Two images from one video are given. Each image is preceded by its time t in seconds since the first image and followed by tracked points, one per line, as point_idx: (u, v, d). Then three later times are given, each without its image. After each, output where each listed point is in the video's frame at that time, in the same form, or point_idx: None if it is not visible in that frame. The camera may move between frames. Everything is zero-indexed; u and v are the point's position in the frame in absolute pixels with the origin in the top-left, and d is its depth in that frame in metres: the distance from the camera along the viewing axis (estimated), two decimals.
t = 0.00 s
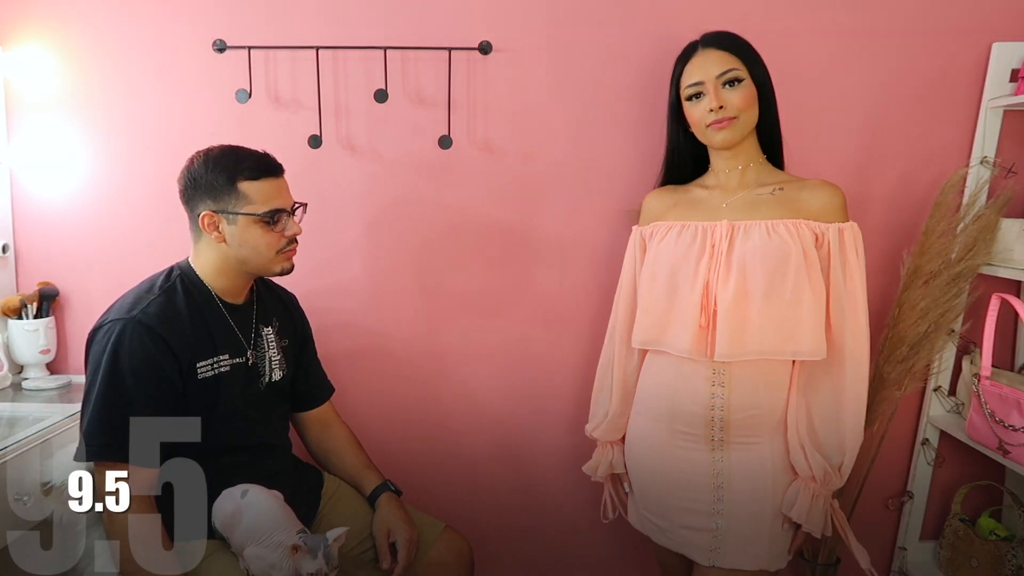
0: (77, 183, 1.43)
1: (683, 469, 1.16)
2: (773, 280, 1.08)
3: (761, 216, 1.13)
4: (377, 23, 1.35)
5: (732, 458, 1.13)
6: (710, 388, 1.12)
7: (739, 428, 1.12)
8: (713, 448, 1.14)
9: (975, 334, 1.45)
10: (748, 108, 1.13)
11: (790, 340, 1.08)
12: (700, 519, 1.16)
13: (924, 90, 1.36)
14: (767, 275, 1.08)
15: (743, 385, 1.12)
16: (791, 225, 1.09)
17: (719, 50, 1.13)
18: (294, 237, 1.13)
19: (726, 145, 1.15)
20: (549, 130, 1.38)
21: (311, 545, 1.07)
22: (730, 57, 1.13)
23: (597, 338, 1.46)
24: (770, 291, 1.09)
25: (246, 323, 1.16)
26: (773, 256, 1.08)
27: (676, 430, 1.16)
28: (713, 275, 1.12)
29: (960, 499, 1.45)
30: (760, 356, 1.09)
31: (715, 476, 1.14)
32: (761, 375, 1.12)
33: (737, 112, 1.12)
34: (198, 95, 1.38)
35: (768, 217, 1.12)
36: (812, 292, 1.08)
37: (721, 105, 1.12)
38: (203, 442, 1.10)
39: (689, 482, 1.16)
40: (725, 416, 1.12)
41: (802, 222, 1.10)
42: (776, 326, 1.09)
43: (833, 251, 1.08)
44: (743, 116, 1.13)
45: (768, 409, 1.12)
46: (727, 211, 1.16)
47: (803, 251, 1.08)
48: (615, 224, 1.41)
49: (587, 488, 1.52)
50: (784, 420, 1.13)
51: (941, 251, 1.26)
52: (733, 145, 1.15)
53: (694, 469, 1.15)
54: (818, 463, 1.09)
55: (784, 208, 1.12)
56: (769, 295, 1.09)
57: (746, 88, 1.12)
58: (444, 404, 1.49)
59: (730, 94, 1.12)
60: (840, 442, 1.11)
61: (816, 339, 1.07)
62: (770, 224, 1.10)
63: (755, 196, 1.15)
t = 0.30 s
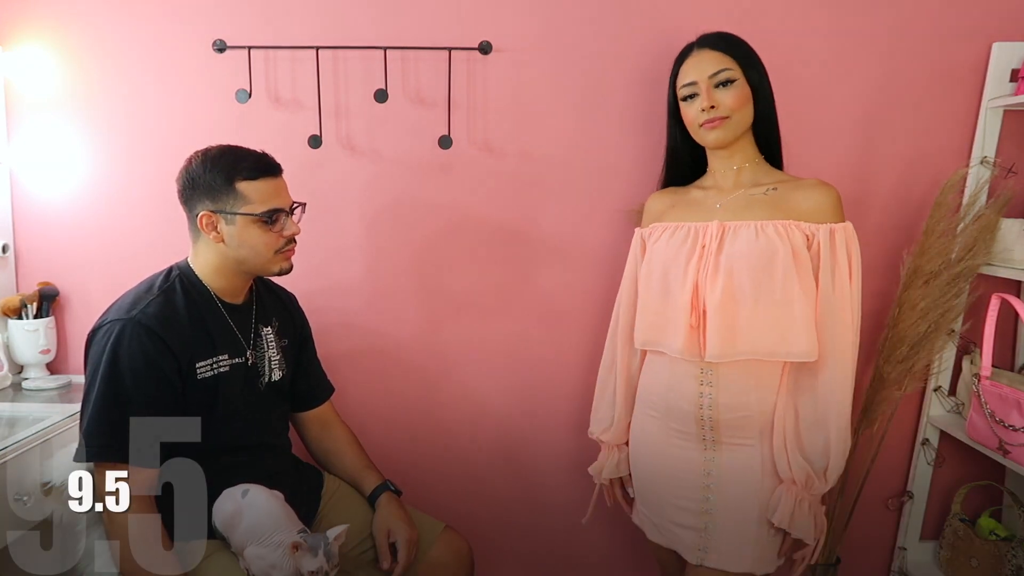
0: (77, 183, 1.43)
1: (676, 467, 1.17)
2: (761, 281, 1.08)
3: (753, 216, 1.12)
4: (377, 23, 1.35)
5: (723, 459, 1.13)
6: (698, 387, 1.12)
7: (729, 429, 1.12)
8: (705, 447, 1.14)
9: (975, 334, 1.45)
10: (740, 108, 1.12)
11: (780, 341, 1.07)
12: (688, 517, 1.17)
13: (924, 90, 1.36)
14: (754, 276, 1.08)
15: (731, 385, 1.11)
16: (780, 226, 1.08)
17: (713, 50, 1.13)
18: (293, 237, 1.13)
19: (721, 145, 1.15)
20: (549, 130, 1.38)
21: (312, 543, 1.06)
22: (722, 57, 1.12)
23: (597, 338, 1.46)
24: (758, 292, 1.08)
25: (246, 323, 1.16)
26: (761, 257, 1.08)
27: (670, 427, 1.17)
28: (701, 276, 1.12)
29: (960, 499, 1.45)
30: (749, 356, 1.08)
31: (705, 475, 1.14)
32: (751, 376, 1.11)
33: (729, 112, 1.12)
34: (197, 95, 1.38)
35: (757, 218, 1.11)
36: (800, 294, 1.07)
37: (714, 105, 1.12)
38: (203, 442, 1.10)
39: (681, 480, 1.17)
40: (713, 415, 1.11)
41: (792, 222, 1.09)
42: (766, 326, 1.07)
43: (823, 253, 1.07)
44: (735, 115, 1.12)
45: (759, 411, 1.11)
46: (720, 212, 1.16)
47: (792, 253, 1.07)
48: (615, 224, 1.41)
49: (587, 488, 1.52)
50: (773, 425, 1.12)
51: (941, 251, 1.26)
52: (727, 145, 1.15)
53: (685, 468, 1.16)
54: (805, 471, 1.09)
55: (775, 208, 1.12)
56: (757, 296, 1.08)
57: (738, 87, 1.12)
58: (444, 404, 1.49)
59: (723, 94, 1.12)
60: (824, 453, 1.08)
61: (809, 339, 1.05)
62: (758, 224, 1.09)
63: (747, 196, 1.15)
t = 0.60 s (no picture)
0: (77, 183, 1.43)
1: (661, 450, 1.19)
2: (687, 270, 1.05)
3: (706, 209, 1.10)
4: (377, 23, 1.35)
5: (687, 447, 1.12)
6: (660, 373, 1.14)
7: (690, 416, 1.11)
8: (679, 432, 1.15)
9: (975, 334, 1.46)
10: (708, 108, 1.07)
11: (697, 331, 1.04)
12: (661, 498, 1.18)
13: (924, 90, 1.36)
14: (681, 265, 1.06)
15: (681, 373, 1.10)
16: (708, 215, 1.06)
17: (706, 43, 1.08)
18: (293, 237, 1.13)
19: (697, 140, 1.13)
20: (549, 130, 1.38)
21: (312, 541, 1.03)
22: (709, 53, 1.06)
23: (596, 338, 1.46)
24: (683, 281, 1.05)
25: (246, 323, 1.16)
26: (690, 247, 1.06)
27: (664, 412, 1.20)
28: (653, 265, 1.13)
29: (960, 499, 1.45)
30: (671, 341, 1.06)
31: (673, 461, 1.13)
32: (688, 365, 1.08)
33: (696, 111, 1.08)
34: (197, 95, 1.38)
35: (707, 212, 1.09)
36: (727, 283, 1.02)
37: (687, 102, 1.10)
38: (204, 442, 1.10)
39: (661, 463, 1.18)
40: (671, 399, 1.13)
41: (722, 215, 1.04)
42: (686, 314, 1.05)
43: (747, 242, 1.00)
44: (704, 115, 1.08)
45: (701, 400, 1.07)
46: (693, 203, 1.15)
47: (713, 243, 1.03)
48: (615, 223, 1.41)
49: (587, 488, 1.52)
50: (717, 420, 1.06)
51: (941, 251, 1.26)
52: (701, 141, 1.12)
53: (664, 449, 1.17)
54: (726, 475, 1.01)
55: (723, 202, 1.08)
56: (682, 286, 1.05)
57: (712, 88, 1.06)
58: (444, 404, 1.49)
59: (695, 92, 1.08)
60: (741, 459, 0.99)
61: (716, 329, 1.02)
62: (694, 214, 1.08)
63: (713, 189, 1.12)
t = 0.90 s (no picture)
0: (77, 183, 1.43)
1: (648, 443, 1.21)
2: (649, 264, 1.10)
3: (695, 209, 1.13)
4: (377, 23, 1.35)
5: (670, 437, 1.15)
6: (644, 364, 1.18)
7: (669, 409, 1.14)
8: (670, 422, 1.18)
9: (975, 334, 1.46)
10: (711, 115, 1.08)
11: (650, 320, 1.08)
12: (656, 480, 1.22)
13: (924, 91, 1.36)
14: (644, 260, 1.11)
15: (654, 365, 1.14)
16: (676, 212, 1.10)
17: (715, 46, 1.08)
18: (294, 236, 1.13)
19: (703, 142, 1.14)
20: (549, 130, 1.38)
21: (312, 541, 1.02)
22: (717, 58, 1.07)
23: (596, 338, 1.46)
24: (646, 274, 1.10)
25: (246, 323, 1.16)
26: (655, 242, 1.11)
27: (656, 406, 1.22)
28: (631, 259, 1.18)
29: (961, 499, 1.45)
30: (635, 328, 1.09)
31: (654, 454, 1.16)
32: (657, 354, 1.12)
33: (699, 115, 1.10)
34: (197, 95, 1.38)
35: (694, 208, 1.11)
36: (680, 279, 1.06)
37: (692, 105, 1.11)
38: (204, 442, 1.10)
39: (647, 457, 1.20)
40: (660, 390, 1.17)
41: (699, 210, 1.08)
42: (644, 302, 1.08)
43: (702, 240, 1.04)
44: (706, 121, 1.09)
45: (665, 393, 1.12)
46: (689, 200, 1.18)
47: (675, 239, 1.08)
48: (616, 224, 1.41)
49: (587, 488, 1.52)
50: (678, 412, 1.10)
51: (941, 250, 1.26)
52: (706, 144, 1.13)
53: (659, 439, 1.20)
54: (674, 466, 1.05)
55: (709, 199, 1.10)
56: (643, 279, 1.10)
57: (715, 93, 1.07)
58: (444, 404, 1.49)
59: (699, 96, 1.09)
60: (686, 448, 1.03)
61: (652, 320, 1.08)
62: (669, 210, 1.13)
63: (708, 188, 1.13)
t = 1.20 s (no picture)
0: (77, 183, 1.43)
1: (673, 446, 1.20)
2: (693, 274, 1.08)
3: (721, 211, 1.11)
4: (377, 23, 1.35)
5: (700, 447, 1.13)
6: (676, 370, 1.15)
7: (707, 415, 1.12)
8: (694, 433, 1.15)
9: (975, 334, 1.46)
10: (722, 111, 1.08)
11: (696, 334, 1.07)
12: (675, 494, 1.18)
13: (924, 91, 1.36)
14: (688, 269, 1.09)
15: (693, 370, 1.11)
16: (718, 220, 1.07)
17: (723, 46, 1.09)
18: (297, 229, 1.13)
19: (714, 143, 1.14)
20: (549, 130, 1.38)
21: (312, 539, 1.01)
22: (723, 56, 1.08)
23: (596, 338, 1.46)
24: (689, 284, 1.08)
25: (247, 324, 1.16)
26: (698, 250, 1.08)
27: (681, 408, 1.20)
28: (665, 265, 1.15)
29: (961, 499, 1.46)
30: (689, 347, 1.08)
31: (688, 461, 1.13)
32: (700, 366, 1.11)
33: (710, 114, 1.10)
34: (197, 95, 1.38)
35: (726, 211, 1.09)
36: (733, 284, 1.04)
37: (701, 104, 1.11)
38: (204, 443, 1.10)
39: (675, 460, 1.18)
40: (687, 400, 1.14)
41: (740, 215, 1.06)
42: (699, 319, 1.07)
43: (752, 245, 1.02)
44: (718, 118, 1.10)
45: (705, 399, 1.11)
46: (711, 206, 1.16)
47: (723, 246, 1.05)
48: (616, 224, 1.41)
49: (586, 488, 1.52)
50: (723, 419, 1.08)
51: (941, 250, 1.26)
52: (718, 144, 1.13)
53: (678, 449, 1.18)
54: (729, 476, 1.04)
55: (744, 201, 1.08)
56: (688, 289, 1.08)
57: (724, 89, 1.07)
58: (444, 404, 1.49)
59: (708, 94, 1.09)
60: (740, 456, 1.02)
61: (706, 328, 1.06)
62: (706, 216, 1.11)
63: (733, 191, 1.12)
